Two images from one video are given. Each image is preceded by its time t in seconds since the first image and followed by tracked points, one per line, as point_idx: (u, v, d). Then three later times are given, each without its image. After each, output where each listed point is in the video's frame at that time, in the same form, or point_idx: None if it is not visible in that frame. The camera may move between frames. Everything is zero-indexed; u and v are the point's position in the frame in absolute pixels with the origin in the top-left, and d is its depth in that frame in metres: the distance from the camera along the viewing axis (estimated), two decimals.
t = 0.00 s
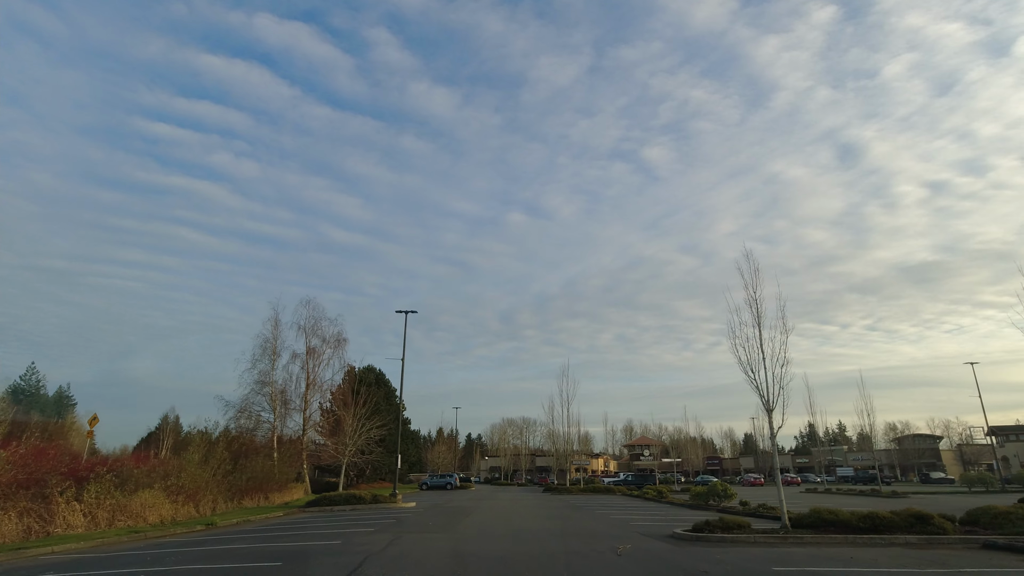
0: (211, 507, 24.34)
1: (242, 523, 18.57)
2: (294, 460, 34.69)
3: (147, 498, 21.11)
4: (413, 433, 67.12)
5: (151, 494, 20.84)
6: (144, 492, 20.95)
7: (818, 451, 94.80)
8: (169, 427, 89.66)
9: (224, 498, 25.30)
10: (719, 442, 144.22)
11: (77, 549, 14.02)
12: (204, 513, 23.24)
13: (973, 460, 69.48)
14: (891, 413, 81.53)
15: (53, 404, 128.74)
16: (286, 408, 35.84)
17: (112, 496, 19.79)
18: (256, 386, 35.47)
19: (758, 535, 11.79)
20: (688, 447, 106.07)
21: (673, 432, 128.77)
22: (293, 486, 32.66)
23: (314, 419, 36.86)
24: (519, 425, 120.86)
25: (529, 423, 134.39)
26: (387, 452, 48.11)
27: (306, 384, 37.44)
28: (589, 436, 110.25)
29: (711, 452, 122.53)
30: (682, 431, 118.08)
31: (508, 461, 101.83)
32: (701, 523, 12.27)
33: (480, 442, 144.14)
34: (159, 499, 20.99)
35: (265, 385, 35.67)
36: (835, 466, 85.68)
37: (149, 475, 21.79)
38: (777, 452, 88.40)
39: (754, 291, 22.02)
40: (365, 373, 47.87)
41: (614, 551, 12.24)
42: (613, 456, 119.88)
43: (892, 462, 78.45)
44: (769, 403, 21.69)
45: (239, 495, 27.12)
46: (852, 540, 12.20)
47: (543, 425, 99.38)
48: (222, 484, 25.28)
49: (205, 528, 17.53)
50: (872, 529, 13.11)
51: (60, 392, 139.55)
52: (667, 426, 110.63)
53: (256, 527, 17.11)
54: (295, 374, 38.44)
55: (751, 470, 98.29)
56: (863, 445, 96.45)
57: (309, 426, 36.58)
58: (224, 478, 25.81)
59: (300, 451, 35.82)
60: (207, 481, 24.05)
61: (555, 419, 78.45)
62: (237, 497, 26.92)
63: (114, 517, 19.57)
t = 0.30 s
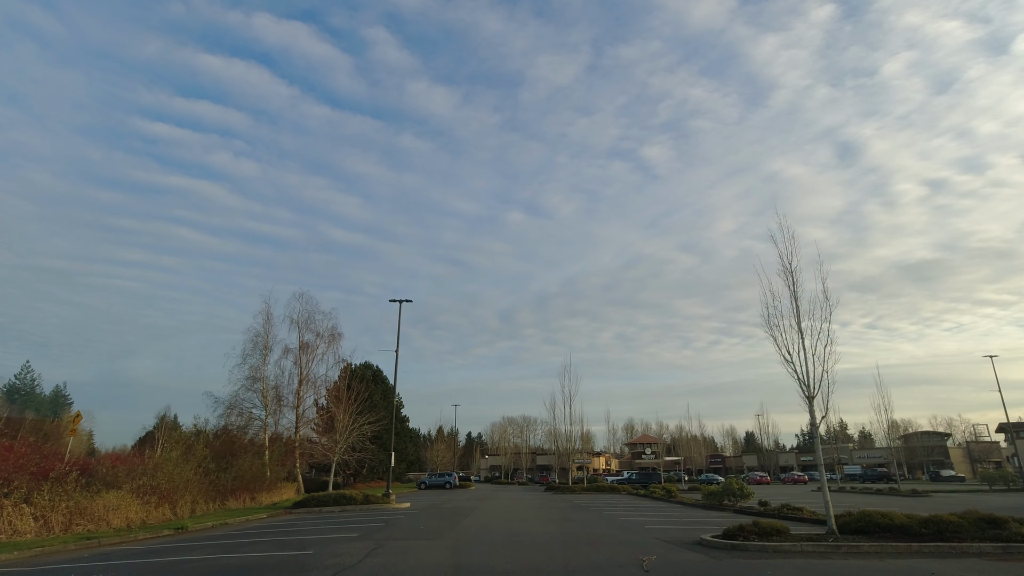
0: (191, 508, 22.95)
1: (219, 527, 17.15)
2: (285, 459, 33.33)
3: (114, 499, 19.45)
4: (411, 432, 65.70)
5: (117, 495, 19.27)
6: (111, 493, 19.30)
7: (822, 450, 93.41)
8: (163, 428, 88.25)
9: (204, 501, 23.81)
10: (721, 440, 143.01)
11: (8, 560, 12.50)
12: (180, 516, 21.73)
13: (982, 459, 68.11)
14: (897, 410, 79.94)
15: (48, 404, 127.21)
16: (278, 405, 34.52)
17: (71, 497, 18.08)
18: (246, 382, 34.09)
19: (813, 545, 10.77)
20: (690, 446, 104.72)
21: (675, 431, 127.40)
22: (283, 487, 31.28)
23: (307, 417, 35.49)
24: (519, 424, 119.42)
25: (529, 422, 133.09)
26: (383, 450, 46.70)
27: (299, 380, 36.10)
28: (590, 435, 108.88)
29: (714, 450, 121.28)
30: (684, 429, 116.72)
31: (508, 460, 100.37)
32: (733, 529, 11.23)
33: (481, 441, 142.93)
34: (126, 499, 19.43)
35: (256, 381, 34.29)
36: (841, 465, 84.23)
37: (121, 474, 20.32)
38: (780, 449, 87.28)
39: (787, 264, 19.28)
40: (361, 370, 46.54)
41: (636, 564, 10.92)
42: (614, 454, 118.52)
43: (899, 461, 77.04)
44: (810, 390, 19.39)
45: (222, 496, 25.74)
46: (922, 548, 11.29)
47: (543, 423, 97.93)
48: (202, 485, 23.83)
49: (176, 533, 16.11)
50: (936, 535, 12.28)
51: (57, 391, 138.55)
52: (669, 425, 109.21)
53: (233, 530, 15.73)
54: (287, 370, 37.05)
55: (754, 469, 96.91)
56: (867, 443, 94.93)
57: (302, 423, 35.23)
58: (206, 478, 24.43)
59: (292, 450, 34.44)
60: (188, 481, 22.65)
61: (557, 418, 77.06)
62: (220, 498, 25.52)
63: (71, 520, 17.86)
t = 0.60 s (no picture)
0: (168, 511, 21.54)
1: (188, 532, 15.72)
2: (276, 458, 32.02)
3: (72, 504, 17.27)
4: (410, 431, 64.48)
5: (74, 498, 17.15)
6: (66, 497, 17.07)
7: (827, 448, 92.26)
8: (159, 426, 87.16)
9: (183, 504, 22.50)
10: (723, 438, 141.90)
11: None
12: (155, 519, 20.30)
13: (992, 458, 66.87)
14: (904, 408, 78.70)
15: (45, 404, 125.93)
16: (269, 402, 33.20)
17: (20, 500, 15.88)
18: (237, 378, 32.78)
19: (879, 557, 10.06)
20: (693, 445, 103.55)
21: (678, 429, 126.15)
22: (274, 487, 30.01)
23: (300, 415, 34.17)
24: (520, 423, 118.17)
25: (531, 421, 131.94)
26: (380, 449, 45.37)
27: (292, 376, 34.74)
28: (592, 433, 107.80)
29: (716, 449, 120.21)
30: (686, 428, 115.50)
31: (508, 459, 99.06)
32: (782, 539, 10.72)
33: (481, 439, 141.91)
34: (85, 503, 17.36)
35: (247, 376, 32.99)
36: (846, 463, 83.02)
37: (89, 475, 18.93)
38: (784, 447, 86.13)
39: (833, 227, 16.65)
40: (357, 366, 45.18)
41: None
42: (616, 453, 117.40)
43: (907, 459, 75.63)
44: (869, 374, 16.68)
45: (205, 496, 24.39)
46: (1012, 562, 10.13)
47: (545, 421, 96.73)
48: (182, 486, 22.53)
49: (148, 538, 14.82)
50: None
51: (54, 390, 137.49)
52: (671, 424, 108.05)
53: (208, 535, 14.40)
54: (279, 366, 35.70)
55: (758, 468, 95.77)
56: (873, 441, 93.68)
57: (295, 421, 33.90)
58: (185, 478, 23.05)
59: (285, 449, 33.14)
60: (166, 482, 21.29)
61: (558, 417, 75.84)
62: (203, 500, 24.17)
63: (18, 526, 15.71)
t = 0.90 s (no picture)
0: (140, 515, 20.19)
1: (154, 538, 14.34)
2: (266, 457, 30.73)
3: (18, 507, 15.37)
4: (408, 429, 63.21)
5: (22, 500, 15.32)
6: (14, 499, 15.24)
7: (832, 447, 90.95)
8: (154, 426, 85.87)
9: (159, 504, 21.19)
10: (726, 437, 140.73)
11: None
12: (123, 521, 18.94)
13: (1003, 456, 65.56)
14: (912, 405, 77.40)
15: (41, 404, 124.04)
16: (260, 398, 31.90)
17: None
18: (226, 374, 31.50)
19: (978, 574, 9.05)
20: (696, 443, 102.28)
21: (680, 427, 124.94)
22: (264, 487, 28.73)
23: (292, 412, 32.88)
24: (521, 422, 116.82)
25: (531, 420, 130.65)
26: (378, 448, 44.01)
27: (284, 371, 33.43)
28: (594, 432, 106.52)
29: (719, 448, 118.93)
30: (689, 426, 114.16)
31: (509, 458, 97.83)
32: (853, 552, 9.83)
33: (482, 439, 140.67)
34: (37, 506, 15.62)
35: (236, 372, 31.72)
36: (852, 462, 81.76)
37: (53, 474, 17.52)
38: (789, 445, 84.85)
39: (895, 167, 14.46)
40: (353, 363, 43.84)
41: None
42: (617, 452, 116.09)
43: (915, 457, 74.24)
44: (946, 349, 14.50)
45: (185, 497, 23.10)
46: None
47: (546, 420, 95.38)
48: (157, 486, 21.20)
49: (102, 549, 13.40)
50: None
51: (50, 389, 136.28)
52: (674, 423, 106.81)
53: (172, 544, 13.03)
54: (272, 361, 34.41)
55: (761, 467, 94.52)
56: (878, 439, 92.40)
57: (287, 419, 32.61)
58: (162, 478, 21.73)
59: (276, 447, 31.83)
60: (139, 483, 19.96)
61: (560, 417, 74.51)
62: (181, 501, 22.87)
63: None
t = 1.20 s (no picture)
0: (106, 518, 18.90)
1: (111, 546, 12.97)
2: (254, 456, 29.47)
3: None
4: (407, 428, 61.99)
5: None
6: None
7: (838, 446, 89.60)
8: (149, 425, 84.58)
9: (128, 506, 19.84)
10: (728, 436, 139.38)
11: None
12: (86, 526, 17.58)
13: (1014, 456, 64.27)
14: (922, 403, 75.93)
15: (37, 403, 122.64)
16: (250, 394, 30.63)
17: None
18: (215, 369, 30.26)
19: None
20: (700, 443, 100.87)
21: (683, 426, 123.44)
22: (252, 487, 27.40)
23: (283, 408, 31.58)
24: (522, 421, 115.42)
25: (532, 419, 129.28)
26: (374, 447, 42.68)
27: (276, 367, 32.13)
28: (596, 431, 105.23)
29: (722, 447, 117.52)
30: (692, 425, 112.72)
31: (510, 457, 96.57)
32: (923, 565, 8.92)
33: (482, 438, 139.44)
34: None
35: (226, 367, 30.42)
36: (860, 461, 80.41)
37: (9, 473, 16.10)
38: (795, 443, 83.56)
39: (983, 128, 14.41)
40: (350, 360, 42.54)
41: None
42: (619, 451, 114.72)
43: (923, 456, 73.04)
44: None
45: (162, 498, 21.82)
46: None
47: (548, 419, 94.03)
48: (127, 487, 19.87)
49: (47, 558, 12.09)
50: None
51: (46, 389, 135.25)
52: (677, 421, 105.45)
53: (125, 553, 11.72)
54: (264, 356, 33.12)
55: (766, 466, 93.26)
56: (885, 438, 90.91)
57: (278, 416, 31.31)
58: (135, 477, 20.43)
59: (266, 446, 30.52)
60: (105, 483, 18.67)
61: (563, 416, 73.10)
62: (156, 502, 21.57)
63: None
